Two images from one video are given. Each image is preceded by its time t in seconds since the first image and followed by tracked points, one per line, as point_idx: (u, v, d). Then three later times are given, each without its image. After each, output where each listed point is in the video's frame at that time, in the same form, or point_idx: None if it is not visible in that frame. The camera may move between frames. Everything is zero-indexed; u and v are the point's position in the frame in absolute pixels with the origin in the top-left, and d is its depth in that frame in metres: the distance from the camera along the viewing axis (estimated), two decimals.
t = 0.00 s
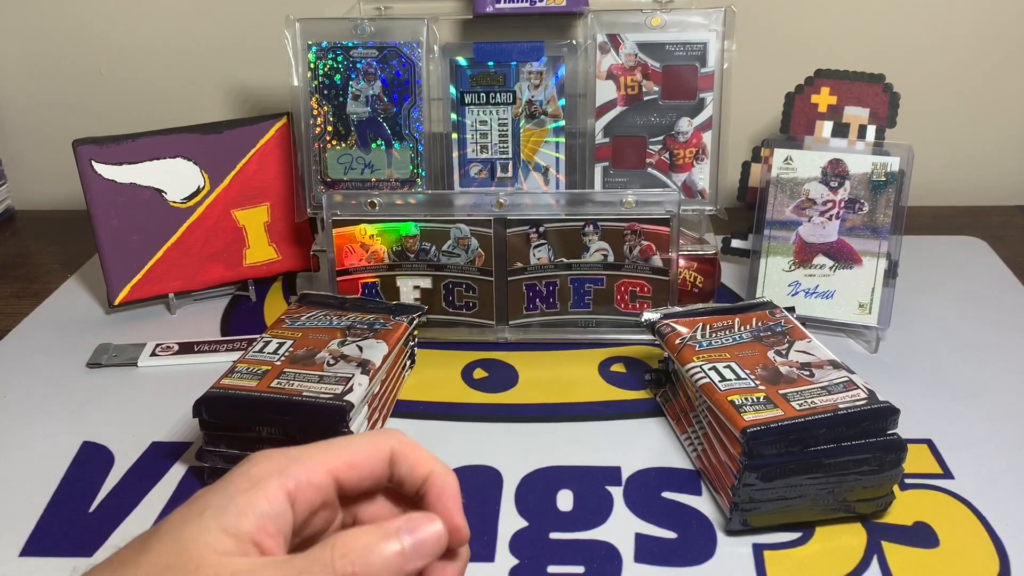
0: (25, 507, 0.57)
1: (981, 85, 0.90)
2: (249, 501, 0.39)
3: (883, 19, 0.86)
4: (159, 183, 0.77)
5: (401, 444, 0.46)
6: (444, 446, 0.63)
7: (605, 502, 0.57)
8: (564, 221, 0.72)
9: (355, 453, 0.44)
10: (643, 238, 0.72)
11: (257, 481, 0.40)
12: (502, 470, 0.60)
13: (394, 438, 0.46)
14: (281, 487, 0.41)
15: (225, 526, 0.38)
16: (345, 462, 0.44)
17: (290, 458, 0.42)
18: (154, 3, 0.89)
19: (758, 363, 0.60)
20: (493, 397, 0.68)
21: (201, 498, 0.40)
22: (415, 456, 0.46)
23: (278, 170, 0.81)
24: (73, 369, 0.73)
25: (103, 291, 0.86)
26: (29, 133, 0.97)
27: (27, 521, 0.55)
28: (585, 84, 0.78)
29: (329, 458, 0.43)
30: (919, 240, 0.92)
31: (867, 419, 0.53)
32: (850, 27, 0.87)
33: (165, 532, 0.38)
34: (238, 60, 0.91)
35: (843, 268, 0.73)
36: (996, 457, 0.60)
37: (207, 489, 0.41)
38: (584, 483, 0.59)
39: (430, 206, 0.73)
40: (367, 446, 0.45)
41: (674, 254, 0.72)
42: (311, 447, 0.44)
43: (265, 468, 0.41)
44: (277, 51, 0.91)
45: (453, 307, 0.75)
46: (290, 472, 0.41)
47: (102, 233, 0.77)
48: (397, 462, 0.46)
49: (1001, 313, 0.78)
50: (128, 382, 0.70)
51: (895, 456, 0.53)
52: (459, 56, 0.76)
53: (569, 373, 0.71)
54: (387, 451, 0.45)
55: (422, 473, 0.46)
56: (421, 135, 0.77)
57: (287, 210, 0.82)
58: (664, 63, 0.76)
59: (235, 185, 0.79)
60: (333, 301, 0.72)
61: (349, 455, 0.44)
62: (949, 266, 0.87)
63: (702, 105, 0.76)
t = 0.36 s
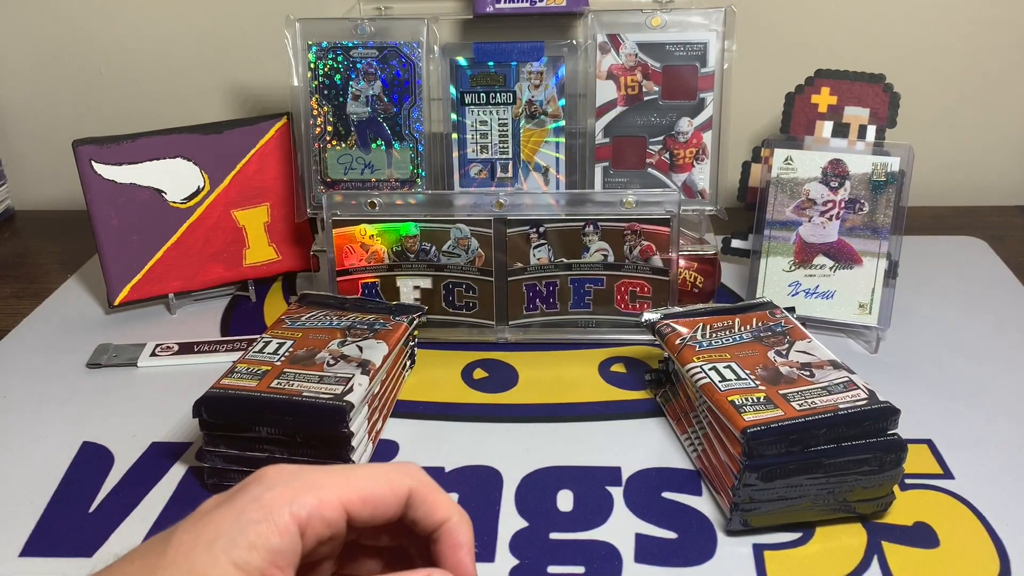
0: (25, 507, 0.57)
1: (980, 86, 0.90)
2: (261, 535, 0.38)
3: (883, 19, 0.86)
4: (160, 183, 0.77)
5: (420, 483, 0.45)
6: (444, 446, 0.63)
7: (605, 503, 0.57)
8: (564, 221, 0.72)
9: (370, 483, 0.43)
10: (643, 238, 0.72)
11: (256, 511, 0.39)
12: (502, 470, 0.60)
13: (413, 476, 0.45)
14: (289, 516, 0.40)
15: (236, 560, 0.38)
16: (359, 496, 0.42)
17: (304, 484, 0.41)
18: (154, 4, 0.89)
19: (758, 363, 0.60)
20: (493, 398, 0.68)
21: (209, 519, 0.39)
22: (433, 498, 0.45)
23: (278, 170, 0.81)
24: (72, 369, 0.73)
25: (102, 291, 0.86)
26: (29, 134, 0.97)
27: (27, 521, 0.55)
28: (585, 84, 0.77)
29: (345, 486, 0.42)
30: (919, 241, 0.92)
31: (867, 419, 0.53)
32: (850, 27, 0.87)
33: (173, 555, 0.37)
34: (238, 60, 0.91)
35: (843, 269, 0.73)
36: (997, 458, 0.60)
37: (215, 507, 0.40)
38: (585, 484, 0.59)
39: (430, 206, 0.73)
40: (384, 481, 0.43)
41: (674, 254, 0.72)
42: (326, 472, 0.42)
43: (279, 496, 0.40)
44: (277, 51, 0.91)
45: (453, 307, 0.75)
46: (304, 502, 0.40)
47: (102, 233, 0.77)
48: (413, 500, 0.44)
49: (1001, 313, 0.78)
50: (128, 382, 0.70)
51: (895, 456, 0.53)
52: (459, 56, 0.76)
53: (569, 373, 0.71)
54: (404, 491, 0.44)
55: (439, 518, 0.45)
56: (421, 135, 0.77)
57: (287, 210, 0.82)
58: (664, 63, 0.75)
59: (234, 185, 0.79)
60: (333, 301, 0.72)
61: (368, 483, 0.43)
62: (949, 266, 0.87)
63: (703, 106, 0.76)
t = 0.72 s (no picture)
0: (24, 506, 0.57)
1: (980, 86, 0.90)
2: (245, 538, 0.38)
3: (884, 19, 0.86)
4: (159, 183, 0.77)
5: (406, 482, 0.44)
6: (444, 446, 0.63)
7: (605, 503, 0.57)
8: (564, 221, 0.72)
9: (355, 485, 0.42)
10: (643, 238, 0.72)
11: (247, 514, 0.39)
12: (502, 470, 0.60)
13: (399, 474, 0.44)
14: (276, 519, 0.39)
15: (220, 563, 0.37)
16: (344, 497, 0.42)
17: (288, 484, 0.40)
18: (155, 3, 0.89)
19: (759, 363, 0.60)
20: (493, 398, 0.68)
21: (193, 519, 0.38)
22: (420, 497, 0.44)
23: (278, 170, 0.81)
24: (72, 368, 0.73)
25: (102, 291, 0.86)
26: (29, 134, 0.97)
27: (27, 521, 0.55)
28: (585, 84, 0.77)
29: (331, 489, 0.41)
30: (919, 241, 0.92)
31: (867, 419, 0.53)
32: (849, 28, 0.87)
33: (156, 558, 0.37)
34: (238, 60, 0.91)
35: (843, 268, 0.73)
36: (997, 458, 0.60)
37: (199, 507, 0.39)
38: (585, 484, 0.59)
39: (430, 206, 0.73)
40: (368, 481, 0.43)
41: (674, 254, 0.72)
42: (310, 471, 0.42)
43: (262, 497, 0.39)
44: (278, 51, 0.91)
45: (453, 307, 0.75)
46: (287, 504, 0.40)
47: (102, 233, 0.77)
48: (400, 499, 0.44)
49: (1001, 314, 0.78)
50: (128, 382, 0.70)
51: (895, 456, 0.53)
52: (459, 56, 0.76)
53: (569, 373, 0.71)
54: (389, 490, 0.43)
55: (425, 517, 0.44)
56: (421, 135, 0.77)
57: (287, 210, 0.82)
58: (664, 63, 0.75)
59: (234, 185, 0.79)
60: (333, 301, 0.72)
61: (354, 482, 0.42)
62: (949, 266, 0.87)
63: (703, 105, 0.76)
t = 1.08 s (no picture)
0: (24, 506, 0.57)
1: (980, 86, 0.90)
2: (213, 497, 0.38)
3: (884, 18, 0.86)
4: (159, 183, 0.77)
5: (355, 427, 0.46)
6: (444, 446, 0.63)
7: (605, 503, 0.57)
8: (565, 221, 0.72)
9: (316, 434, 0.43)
10: (643, 238, 0.72)
11: (200, 496, 0.29)
12: (502, 470, 0.60)
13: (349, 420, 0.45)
14: (202, 524, 0.28)
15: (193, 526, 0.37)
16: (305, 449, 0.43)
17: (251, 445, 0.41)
18: (155, 3, 0.89)
19: (759, 363, 0.60)
20: (494, 398, 0.68)
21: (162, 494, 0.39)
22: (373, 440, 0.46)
23: (278, 170, 0.81)
24: (72, 368, 0.73)
25: (103, 291, 0.86)
26: (30, 134, 0.97)
27: (27, 521, 0.55)
28: (585, 84, 0.77)
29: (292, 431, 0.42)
30: (919, 241, 0.92)
31: (867, 419, 0.53)
32: (850, 28, 0.87)
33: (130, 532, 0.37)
34: (238, 60, 0.91)
35: (843, 268, 0.73)
36: (997, 458, 0.59)
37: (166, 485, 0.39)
38: (585, 484, 0.59)
39: (430, 206, 0.73)
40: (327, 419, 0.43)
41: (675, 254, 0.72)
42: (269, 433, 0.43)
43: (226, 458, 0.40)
44: (278, 51, 0.91)
45: (453, 307, 0.75)
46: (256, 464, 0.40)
47: (102, 233, 0.76)
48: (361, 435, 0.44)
49: (1002, 314, 0.78)
50: (127, 382, 0.70)
51: (895, 456, 0.53)
52: (459, 56, 0.76)
53: (569, 373, 0.71)
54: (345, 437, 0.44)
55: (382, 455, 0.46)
56: (421, 135, 0.77)
57: (287, 210, 0.82)
58: (664, 63, 0.75)
59: (235, 185, 0.79)
60: (333, 301, 0.72)
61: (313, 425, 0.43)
62: (949, 266, 0.87)
63: (703, 106, 0.76)
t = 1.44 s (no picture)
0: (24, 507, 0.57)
1: (981, 86, 0.90)
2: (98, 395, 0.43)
3: (884, 18, 0.86)
4: (159, 183, 0.77)
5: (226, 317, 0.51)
6: (444, 446, 0.63)
7: (606, 502, 0.57)
8: (565, 221, 0.72)
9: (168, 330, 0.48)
10: (643, 238, 0.72)
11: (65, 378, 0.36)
12: (501, 470, 0.60)
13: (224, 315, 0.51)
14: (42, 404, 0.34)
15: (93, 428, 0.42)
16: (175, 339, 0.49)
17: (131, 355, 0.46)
18: (155, 3, 0.89)
19: (758, 363, 0.60)
20: (494, 397, 0.68)
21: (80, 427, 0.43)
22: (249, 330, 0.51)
23: (278, 170, 0.80)
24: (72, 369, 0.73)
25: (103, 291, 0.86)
26: (30, 134, 0.97)
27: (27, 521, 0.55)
28: (585, 84, 0.78)
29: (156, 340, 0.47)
30: (920, 241, 0.92)
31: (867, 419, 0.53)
32: (850, 27, 0.87)
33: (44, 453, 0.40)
34: (238, 60, 0.91)
35: (843, 268, 0.73)
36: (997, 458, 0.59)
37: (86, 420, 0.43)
38: (585, 483, 0.59)
39: (430, 206, 0.73)
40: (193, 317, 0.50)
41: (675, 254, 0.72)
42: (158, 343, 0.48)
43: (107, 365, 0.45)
44: (278, 51, 0.91)
45: (453, 307, 0.75)
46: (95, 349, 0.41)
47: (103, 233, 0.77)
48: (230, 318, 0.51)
49: (1003, 314, 0.78)
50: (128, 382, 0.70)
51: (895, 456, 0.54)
52: (459, 56, 0.76)
53: (570, 373, 0.71)
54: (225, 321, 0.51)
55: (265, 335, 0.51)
56: (421, 135, 0.77)
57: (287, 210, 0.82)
58: (664, 63, 0.75)
59: (235, 185, 0.79)
60: (334, 301, 0.72)
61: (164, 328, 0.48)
62: (950, 266, 0.87)
63: (703, 106, 0.76)
